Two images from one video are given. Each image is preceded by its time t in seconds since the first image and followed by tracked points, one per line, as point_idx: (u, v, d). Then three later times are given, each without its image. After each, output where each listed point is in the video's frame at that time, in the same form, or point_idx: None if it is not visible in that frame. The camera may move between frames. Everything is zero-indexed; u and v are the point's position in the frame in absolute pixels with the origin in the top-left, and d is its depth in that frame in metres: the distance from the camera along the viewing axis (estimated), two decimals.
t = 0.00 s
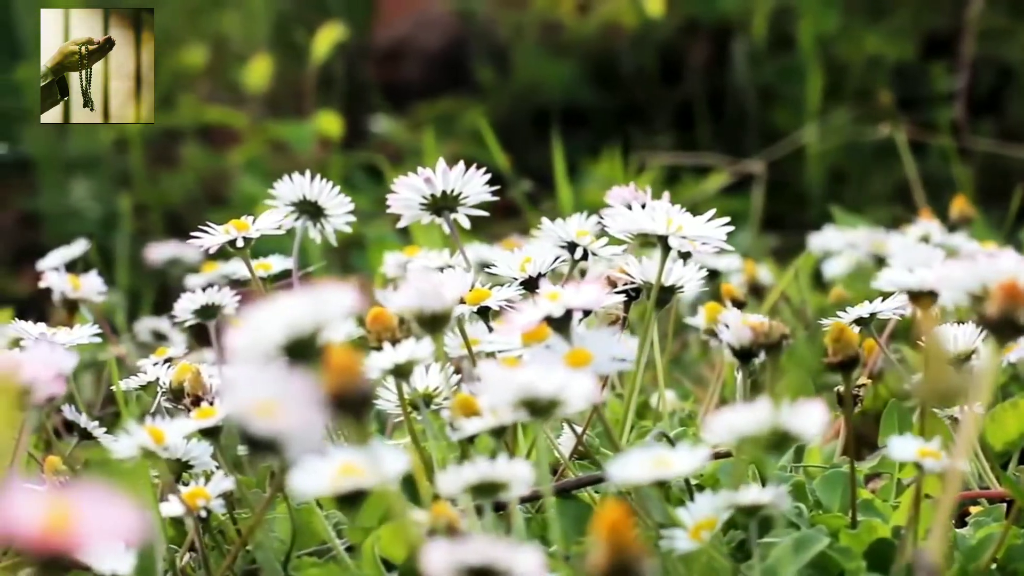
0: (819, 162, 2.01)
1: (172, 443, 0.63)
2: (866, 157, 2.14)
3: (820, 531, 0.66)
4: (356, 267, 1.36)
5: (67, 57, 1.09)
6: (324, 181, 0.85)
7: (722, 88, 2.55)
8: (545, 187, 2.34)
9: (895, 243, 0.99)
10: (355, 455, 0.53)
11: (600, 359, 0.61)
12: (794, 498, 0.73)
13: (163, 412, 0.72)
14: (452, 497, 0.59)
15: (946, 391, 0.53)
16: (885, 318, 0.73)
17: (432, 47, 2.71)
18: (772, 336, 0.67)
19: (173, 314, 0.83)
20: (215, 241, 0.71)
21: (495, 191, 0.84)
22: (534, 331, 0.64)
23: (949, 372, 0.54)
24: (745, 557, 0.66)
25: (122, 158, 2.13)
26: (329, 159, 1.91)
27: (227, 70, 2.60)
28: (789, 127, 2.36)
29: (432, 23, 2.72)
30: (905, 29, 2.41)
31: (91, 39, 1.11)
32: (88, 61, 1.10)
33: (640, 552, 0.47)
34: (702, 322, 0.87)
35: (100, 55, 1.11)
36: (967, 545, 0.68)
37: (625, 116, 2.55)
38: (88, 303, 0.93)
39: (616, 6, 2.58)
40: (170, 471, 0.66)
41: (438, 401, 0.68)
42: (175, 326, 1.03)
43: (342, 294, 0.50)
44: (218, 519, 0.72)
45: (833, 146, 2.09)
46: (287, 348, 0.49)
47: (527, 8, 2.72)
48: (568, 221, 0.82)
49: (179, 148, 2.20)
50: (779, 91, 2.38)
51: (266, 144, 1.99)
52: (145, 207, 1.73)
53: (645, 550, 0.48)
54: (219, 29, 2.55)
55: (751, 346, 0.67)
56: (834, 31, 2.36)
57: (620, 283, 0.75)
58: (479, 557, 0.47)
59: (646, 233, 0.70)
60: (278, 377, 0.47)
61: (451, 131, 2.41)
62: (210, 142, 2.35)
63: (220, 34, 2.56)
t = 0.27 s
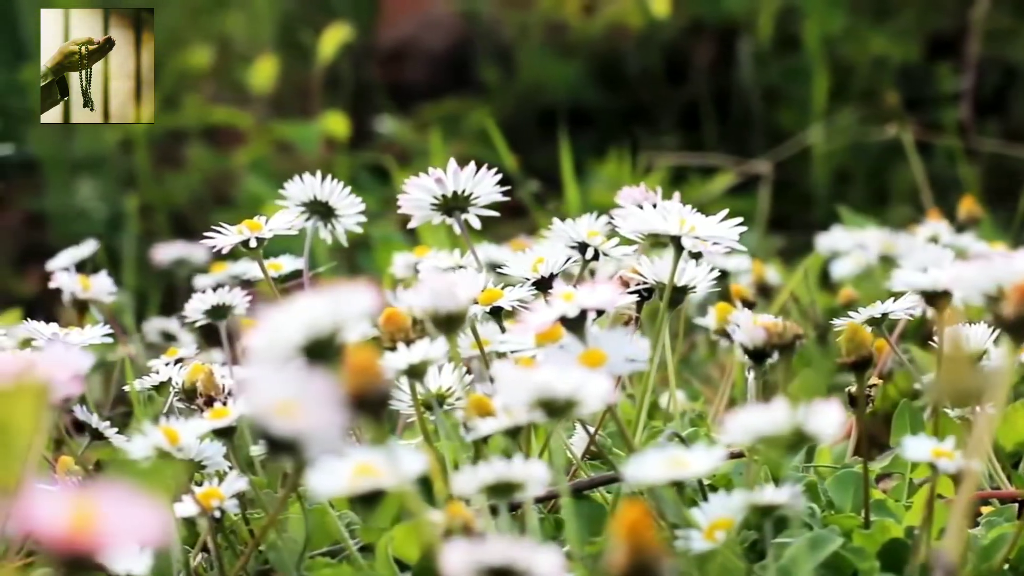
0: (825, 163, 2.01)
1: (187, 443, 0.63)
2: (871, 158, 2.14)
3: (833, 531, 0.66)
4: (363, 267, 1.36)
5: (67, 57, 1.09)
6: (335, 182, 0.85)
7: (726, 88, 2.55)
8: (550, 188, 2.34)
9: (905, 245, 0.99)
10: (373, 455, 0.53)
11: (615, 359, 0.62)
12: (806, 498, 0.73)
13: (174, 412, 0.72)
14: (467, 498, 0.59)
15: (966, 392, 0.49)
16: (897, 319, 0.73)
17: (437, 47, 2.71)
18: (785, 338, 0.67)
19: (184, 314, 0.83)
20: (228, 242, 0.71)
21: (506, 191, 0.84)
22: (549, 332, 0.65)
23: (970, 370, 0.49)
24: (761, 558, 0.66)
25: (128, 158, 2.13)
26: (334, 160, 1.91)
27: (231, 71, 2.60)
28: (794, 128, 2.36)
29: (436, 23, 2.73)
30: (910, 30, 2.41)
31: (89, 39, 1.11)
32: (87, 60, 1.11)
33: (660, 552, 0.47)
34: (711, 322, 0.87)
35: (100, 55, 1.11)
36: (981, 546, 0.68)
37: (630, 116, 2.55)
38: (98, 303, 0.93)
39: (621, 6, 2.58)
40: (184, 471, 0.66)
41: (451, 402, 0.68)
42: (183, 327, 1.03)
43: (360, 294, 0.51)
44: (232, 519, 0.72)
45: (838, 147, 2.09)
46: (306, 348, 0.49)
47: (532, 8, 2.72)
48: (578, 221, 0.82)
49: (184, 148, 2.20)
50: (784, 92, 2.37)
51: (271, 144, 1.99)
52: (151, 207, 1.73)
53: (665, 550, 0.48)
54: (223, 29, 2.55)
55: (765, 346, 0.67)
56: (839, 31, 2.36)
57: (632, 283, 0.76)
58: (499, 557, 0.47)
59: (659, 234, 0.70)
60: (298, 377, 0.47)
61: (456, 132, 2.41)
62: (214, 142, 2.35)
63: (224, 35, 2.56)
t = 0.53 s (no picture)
0: (831, 163, 2.01)
1: (203, 443, 0.63)
2: (877, 158, 2.14)
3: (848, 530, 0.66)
4: (372, 267, 1.36)
5: (67, 57, 1.09)
6: (347, 182, 0.85)
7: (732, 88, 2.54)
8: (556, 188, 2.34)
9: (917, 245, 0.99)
10: (394, 456, 0.53)
11: (631, 359, 0.62)
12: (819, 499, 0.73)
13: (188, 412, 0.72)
14: (485, 498, 0.59)
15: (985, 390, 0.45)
16: (910, 318, 0.74)
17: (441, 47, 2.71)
18: (800, 338, 0.67)
19: (196, 314, 0.83)
20: (242, 242, 0.71)
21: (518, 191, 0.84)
22: (564, 331, 0.65)
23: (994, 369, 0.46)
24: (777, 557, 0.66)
25: (133, 158, 2.13)
26: (340, 160, 1.91)
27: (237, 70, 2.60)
28: (799, 128, 2.36)
29: (441, 23, 2.72)
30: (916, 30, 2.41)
31: (89, 39, 1.11)
32: (87, 60, 1.10)
33: (682, 552, 0.48)
34: (723, 322, 0.87)
35: (100, 55, 1.11)
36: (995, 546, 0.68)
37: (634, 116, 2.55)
38: (110, 303, 0.93)
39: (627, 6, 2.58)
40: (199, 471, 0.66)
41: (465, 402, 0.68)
42: (193, 327, 1.03)
43: (381, 294, 0.51)
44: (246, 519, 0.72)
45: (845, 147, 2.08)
46: (328, 348, 0.49)
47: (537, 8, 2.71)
48: (590, 221, 0.82)
49: (189, 148, 2.20)
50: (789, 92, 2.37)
51: (277, 144, 1.99)
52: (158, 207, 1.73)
53: (686, 551, 0.48)
54: (228, 29, 2.55)
55: (780, 346, 0.67)
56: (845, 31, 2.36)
57: (645, 283, 0.76)
58: (522, 557, 0.48)
59: (674, 234, 0.71)
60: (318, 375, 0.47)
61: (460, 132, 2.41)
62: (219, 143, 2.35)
63: (229, 34, 2.57)
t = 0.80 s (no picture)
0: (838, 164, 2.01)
1: (219, 443, 0.63)
2: (883, 159, 2.13)
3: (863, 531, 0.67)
4: (381, 267, 1.36)
5: (67, 57, 1.09)
6: (358, 182, 0.85)
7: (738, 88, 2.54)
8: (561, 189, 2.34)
9: (925, 245, 0.99)
10: (413, 457, 0.53)
11: (647, 360, 0.62)
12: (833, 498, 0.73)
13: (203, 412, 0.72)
14: (501, 498, 0.60)
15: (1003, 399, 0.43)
16: (924, 317, 0.74)
17: (447, 48, 2.71)
18: (813, 337, 0.67)
19: (208, 313, 0.83)
20: (256, 242, 0.72)
21: (529, 192, 0.84)
22: (578, 331, 0.65)
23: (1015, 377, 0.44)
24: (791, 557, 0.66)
25: (140, 158, 2.13)
26: (347, 160, 1.90)
27: (242, 71, 2.60)
28: (806, 128, 2.35)
29: (446, 24, 2.72)
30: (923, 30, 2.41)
31: (92, 39, 1.12)
32: (88, 59, 1.11)
33: (702, 552, 0.48)
34: (734, 322, 0.87)
35: (100, 55, 1.11)
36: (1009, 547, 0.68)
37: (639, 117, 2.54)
38: (121, 303, 0.94)
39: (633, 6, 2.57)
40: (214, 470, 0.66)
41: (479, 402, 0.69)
42: (203, 328, 1.03)
43: (402, 294, 0.51)
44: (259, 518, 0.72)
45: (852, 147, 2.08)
46: (348, 348, 0.50)
47: (543, 8, 2.71)
48: (601, 221, 0.82)
49: (195, 148, 2.20)
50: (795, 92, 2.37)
51: (284, 145, 1.99)
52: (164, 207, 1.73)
53: (706, 550, 0.48)
54: (233, 30, 2.55)
55: (794, 346, 0.68)
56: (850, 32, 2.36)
57: (658, 283, 0.76)
58: (542, 557, 0.48)
59: (688, 234, 0.71)
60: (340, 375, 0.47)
61: (467, 132, 2.41)
62: (225, 143, 2.35)
63: (234, 35, 2.57)
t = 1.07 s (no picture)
0: (842, 164, 2.01)
1: (232, 443, 0.63)
2: (888, 159, 2.13)
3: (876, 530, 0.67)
4: (389, 267, 1.36)
5: (68, 58, 1.09)
6: (369, 182, 0.85)
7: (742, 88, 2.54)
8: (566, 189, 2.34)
9: (935, 245, 0.99)
10: (429, 456, 0.53)
11: (661, 360, 0.62)
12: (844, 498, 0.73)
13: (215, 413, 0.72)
14: (516, 498, 0.60)
15: None
16: (935, 318, 0.74)
17: (451, 48, 2.71)
18: (826, 337, 0.68)
19: (219, 314, 0.83)
20: (268, 242, 0.72)
21: (539, 192, 0.84)
22: (591, 332, 0.65)
23: None
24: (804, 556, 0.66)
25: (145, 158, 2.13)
26: (353, 161, 1.90)
27: (247, 72, 2.60)
28: (810, 127, 2.35)
29: (450, 24, 2.72)
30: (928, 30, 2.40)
31: (90, 39, 1.12)
32: (86, 60, 1.11)
33: (720, 553, 0.48)
34: (744, 323, 0.87)
35: (101, 55, 1.11)
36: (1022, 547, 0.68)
37: (643, 117, 2.54)
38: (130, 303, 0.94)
39: (638, 6, 2.57)
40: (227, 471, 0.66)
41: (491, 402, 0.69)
42: (212, 328, 1.03)
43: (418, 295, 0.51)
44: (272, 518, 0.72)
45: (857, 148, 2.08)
46: (365, 347, 0.50)
47: (547, 8, 2.71)
48: (611, 221, 0.82)
49: (200, 148, 2.20)
50: (799, 92, 2.37)
51: (290, 145, 1.99)
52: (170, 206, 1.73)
53: (725, 550, 0.48)
54: (237, 30, 2.56)
55: (806, 346, 0.68)
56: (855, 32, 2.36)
57: (670, 284, 0.76)
58: (560, 557, 0.48)
59: (700, 233, 0.71)
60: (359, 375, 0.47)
61: (471, 132, 2.41)
62: (229, 143, 2.35)
63: (238, 36, 2.57)
